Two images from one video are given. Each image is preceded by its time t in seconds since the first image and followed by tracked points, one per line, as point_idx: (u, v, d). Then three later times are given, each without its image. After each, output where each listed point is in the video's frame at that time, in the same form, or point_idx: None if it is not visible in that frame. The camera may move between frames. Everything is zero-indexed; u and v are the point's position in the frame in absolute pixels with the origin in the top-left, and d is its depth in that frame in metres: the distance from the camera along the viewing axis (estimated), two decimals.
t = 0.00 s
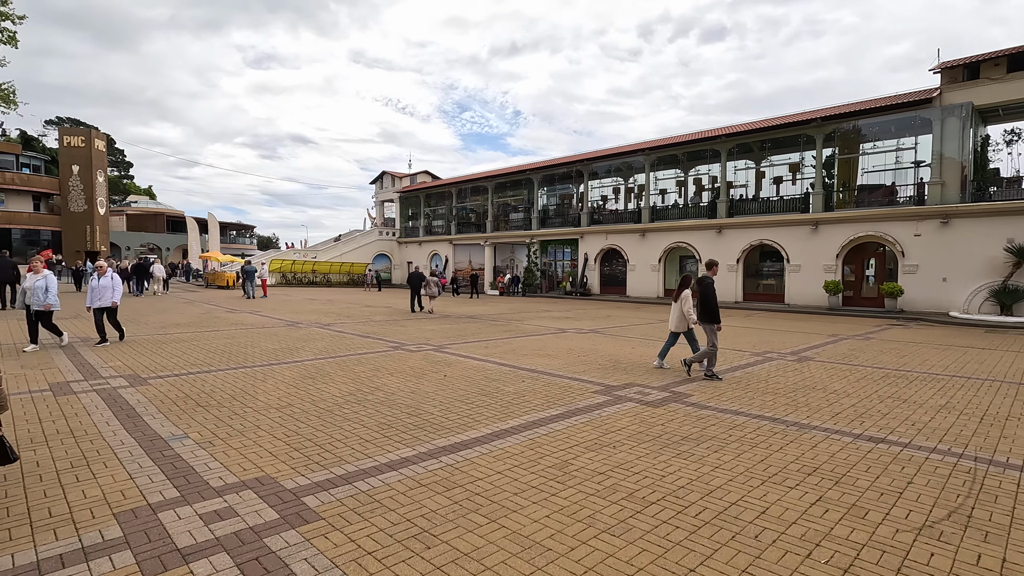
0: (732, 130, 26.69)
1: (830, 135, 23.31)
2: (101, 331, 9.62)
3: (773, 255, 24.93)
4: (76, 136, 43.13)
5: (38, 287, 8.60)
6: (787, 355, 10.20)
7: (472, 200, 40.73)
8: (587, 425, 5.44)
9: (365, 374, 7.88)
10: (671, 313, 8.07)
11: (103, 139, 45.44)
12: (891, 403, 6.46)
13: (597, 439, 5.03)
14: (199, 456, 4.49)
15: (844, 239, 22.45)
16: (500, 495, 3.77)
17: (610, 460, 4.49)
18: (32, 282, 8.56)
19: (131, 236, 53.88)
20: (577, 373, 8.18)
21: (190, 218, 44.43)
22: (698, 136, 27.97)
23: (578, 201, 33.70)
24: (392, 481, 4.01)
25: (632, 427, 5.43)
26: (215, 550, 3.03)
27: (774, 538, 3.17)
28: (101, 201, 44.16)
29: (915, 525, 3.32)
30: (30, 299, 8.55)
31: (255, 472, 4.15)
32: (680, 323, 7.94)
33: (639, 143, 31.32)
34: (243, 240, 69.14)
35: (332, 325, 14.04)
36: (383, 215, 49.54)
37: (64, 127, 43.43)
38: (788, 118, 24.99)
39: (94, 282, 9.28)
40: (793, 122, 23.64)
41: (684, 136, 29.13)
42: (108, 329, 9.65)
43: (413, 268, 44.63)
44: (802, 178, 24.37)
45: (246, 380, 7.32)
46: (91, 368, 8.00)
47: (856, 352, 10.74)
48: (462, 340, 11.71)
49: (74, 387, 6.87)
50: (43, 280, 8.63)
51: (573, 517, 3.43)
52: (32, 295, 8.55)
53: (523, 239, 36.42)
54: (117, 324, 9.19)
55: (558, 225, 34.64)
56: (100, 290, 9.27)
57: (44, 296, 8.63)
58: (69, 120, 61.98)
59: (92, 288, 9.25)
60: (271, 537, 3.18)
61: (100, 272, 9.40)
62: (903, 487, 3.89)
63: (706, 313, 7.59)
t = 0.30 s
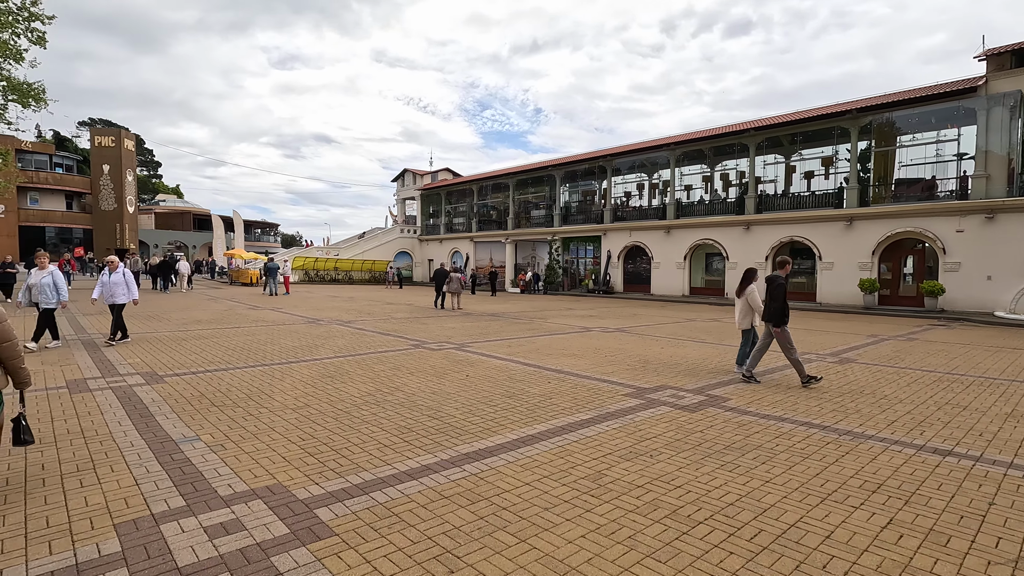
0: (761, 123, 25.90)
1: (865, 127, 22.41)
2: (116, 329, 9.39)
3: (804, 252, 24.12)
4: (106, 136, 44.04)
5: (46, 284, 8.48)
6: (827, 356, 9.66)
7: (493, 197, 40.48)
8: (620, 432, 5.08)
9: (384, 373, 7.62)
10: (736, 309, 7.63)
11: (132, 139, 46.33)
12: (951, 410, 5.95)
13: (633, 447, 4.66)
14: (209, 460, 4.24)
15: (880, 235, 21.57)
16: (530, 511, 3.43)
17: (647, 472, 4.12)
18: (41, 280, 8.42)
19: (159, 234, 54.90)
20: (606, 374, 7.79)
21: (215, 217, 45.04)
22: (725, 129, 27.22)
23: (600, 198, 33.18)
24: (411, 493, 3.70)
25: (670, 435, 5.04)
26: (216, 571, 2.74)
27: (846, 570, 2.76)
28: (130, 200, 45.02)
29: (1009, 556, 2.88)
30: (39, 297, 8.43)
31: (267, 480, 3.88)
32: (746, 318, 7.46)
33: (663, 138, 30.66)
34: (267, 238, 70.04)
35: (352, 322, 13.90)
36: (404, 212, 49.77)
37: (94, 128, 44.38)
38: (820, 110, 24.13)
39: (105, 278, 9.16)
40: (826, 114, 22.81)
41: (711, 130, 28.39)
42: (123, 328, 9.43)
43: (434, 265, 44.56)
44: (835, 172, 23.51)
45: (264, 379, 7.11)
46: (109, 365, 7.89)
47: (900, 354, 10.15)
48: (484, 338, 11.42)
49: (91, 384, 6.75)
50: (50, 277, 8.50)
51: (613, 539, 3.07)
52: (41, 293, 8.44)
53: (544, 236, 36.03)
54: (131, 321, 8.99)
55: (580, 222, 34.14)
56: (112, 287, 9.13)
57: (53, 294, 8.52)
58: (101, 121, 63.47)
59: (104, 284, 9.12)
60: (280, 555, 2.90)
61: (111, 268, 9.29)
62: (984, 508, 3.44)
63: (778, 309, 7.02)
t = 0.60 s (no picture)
0: (787, 116, 25.12)
1: (898, 121, 21.56)
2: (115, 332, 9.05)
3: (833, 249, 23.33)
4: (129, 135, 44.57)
5: (41, 285, 8.29)
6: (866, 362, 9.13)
7: (510, 195, 40.16)
8: (653, 448, 4.68)
9: (400, 379, 7.30)
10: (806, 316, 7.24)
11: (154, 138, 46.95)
12: (1016, 425, 5.43)
13: (669, 467, 4.26)
14: (211, 478, 3.95)
15: (914, 232, 20.74)
16: (559, 544, 3.07)
17: (687, 496, 3.72)
18: (34, 280, 8.23)
19: (180, 232, 55.60)
20: (633, 380, 7.38)
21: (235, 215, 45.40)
22: (749, 124, 26.48)
23: (620, 195, 32.63)
24: (428, 519, 3.36)
25: (709, 452, 4.63)
26: None
27: None
28: (152, 198, 45.62)
29: None
30: (32, 298, 8.27)
31: (272, 502, 3.57)
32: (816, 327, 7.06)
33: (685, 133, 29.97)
34: (286, 236, 70.66)
35: (368, 322, 13.68)
36: (422, 210, 49.71)
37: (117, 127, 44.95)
38: (849, 103, 23.30)
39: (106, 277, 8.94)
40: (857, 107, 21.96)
41: (734, 124, 27.66)
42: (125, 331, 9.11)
43: (451, 263, 44.38)
44: (866, 167, 22.65)
45: (275, 384, 6.83)
46: (120, 367, 7.69)
47: (945, 359, 9.55)
48: (503, 339, 11.08)
49: (98, 388, 6.53)
50: (44, 278, 8.30)
51: None
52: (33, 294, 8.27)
53: (563, 234, 35.55)
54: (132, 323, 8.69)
55: (599, 219, 33.63)
56: (112, 287, 8.91)
57: (46, 296, 8.34)
58: (125, 121, 64.51)
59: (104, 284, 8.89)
60: None
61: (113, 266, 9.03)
62: None
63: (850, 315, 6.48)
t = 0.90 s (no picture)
0: (813, 111, 24.37)
1: (932, 114, 20.72)
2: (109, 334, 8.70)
3: (862, 248, 22.57)
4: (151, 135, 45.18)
5: (35, 283, 8.27)
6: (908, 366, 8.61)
7: (528, 193, 39.83)
8: (692, 461, 4.29)
9: (417, 380, 6.99)
10: (881, 318, 6.62)
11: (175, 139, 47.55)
12: None
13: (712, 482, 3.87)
14: (216, 489, 3.67)
15: (948, 230, 19.93)
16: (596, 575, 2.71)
17: (736, 518, 3.33)
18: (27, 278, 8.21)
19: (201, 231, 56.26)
20: (662, 384, 7.00)
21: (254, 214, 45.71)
22: (773, 119, 25.77)
23: (639, 193, 32.07)
24: (448, 541, 3.03)
25: (754, 465, 4.23)
26: None
27: None
28: (173, 198, 46.21)
29: None
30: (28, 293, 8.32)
31: (278, 519, 3.27)
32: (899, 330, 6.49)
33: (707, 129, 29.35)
34: (304, 235, 71.17)
35: (385, 321, 13.46)
36: (438, 208, 49.62)
37: (140, 128, 45.57)
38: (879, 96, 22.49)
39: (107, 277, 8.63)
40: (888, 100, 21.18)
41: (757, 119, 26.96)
42: (128, 331, 8.87)
43: (468, 262, 44.15)
44: (898, 162, 21.85)
45: (286, 386, 6.56)
46: (132, 367, 7.52)
47: (993, 363, 8.98)
48: (523, 340, 10.74)
49: (108, 389, 6.34)
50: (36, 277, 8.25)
51: None
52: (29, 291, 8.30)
53: (581, 232, 35.10)
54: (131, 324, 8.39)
55: (618, 217, 33.12)
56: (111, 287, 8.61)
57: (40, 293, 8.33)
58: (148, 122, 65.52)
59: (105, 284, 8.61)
60: None
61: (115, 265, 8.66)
62: None
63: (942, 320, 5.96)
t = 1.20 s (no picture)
0: (841, 104, 23.54)
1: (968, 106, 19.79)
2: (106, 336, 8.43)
3: (892, 246, 21.78)
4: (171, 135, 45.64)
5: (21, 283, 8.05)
6: (953, 373, 8.07)
7: (545, 190, 39.45)
8: (734, 483, 3.89)
9: (431, 386, 6.66)
10: (978, 326, 6.13)
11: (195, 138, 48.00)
12: None
13: (759, 510, 3.48)
14: (214, 513, 3.37)
15: (986, 228, 19.08)
16: None
17: (791, 556, 2.94)
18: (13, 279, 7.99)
19: (220, 229, 56.82)
20: (690, 391, 6.58)
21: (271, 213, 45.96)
22: (799, 113, 25.00)
23: (659, 190, 31.49)
24: None
25: (803, 489, 3.81)
26: None
27: None
28: (193, 197, 46.69)
29: None
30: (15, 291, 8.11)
31: (279, 550, 2.96)
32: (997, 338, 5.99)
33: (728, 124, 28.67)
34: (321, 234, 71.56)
35: (400, 322, 13.21)
36: (453, 206, 49.52)
37: (161, 127, 46.07)
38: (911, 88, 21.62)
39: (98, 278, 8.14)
40: (920, 92, 20.38)
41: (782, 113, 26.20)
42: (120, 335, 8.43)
43: (484, 260, 43.89)
44: (931, 157, 21.03)
45: (295, 392, 6.27)
46: (141, 371, 7.33)
47: None
48: (541, 342, 10.40)
49: (113, 394, 6.12)
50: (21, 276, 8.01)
51: None
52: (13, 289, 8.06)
53: (599, 230, 34.60)
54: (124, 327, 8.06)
55: (636, 214, 32.56)
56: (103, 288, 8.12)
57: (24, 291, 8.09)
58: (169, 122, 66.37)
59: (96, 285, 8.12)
60: None
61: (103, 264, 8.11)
62: None
63: None
